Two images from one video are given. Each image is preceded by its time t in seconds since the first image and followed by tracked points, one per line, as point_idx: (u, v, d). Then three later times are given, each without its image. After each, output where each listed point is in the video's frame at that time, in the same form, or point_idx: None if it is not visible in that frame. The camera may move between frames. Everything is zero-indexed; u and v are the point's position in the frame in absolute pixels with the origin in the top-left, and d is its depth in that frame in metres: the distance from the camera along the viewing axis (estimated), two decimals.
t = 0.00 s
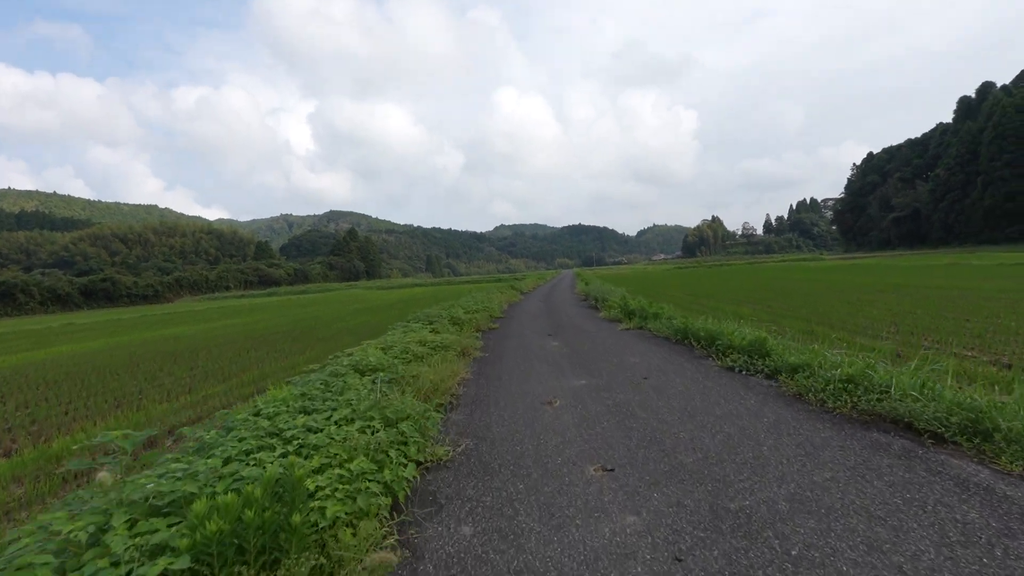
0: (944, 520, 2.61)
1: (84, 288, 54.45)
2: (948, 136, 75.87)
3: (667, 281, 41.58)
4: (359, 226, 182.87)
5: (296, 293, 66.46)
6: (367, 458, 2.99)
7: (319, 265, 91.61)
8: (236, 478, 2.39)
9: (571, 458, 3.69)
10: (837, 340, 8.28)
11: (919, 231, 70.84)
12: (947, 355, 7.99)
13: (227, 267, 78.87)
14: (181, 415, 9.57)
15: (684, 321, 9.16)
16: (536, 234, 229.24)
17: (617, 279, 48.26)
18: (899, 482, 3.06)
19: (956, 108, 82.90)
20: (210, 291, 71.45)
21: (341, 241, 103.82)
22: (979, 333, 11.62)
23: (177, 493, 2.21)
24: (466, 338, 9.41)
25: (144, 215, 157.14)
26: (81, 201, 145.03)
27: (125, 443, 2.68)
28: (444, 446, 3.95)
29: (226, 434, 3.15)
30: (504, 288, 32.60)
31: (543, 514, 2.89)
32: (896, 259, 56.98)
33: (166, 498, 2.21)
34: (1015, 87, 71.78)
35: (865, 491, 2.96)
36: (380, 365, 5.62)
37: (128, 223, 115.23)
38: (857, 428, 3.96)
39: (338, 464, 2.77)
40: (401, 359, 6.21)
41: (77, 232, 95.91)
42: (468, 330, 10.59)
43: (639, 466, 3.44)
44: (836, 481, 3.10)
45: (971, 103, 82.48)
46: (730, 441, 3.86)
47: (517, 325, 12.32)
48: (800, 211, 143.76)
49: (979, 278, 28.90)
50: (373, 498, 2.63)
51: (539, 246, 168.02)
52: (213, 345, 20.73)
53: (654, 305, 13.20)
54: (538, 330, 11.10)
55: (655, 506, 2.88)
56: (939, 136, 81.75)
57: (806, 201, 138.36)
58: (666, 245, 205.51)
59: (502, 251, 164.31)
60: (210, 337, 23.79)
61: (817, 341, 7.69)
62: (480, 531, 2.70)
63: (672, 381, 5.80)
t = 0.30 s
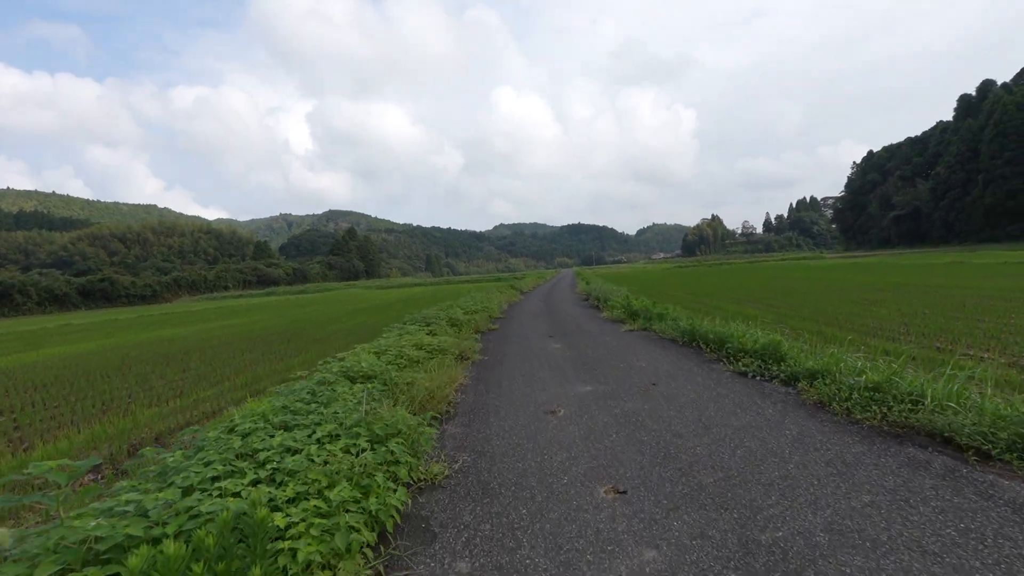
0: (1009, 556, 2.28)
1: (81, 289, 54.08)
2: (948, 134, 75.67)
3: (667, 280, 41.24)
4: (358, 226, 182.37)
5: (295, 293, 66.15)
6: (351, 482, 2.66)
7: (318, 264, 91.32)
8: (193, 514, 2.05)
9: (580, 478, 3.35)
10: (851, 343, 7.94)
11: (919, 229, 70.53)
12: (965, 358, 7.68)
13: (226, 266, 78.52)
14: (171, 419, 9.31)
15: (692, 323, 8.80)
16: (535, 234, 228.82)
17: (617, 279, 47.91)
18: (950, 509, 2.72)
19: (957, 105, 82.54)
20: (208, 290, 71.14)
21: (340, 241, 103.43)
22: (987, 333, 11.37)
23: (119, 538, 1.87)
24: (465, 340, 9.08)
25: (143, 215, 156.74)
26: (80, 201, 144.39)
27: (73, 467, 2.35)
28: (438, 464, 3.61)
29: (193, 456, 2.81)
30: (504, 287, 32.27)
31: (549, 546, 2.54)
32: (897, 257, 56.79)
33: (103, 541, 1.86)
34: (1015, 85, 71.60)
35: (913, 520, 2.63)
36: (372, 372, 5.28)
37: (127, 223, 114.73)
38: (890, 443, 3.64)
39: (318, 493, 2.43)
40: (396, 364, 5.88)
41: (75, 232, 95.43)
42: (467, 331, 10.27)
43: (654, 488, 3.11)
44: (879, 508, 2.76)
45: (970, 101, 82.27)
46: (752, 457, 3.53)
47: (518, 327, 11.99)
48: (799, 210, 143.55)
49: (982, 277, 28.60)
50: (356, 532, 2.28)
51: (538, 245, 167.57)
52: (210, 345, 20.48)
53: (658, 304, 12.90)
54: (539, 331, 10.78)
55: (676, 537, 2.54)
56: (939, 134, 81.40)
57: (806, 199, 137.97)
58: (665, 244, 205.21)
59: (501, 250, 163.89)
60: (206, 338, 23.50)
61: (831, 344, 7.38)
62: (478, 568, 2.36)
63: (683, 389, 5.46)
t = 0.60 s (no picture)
0: None
1: (75, 279, 53.47)
2: (948, 140, 75.53)
3: (666, 281, 40.99)
4: (356, 221, 181.60)
5: (290, 287, 65.60)
6: (325, 511, 2.28)
7: (315, 258, 90.70)
8: (125, 562, 1.68)
9: (588, 502, 2.96)
10: (864, 351, 7.61)
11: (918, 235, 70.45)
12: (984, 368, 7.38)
13: (222, 259, 77.84)
14: (152, 416, 8.94)
15: (699, 327, 8.46)
16: (533, 232, 228.38)
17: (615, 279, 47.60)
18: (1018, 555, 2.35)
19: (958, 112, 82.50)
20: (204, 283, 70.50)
21: (338, 235, 102.91)
22: (996, 342, 11.08)
23: None
24: (461, 339, 8.71)
25: (139, 206, 155.54)
26: (76, 190, 143.16)
27: None
28: (430, 483, 3.23)
29: (141, 476, 2.40)
30: (501, 286, 31.98)
31: None
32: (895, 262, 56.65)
33: None
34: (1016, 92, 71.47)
35: (976, 565, 2.27)
36: (360, 375, 4.90)
37: (123, 214, 113.79)
38: (932, 467, 3.27)
39: (283, 523, 2.08)
40: (387, 366, 5.51)
41: (71, 221, 94.52)
42: (464, 331, 9.90)
43: (673, 517, 2.75)
44: (932, 549, 2.39)
45: (971, 107, 82.13)
46: (780, 480, 3.16)
47: (517, 326, 11.63)
48: (797, 214, 143.39)
49: (983, 283, 28.40)
50: None
51: (536, 244, 167.19)
52: (202, 338, 20.11)
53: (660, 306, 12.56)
54: (538, 332, 10.39)
55: None
56: (939, 140, 81.38)
57: (805, 203, 137.89)
58: (664, 245, 205.27)
59: (499, 248, 163.43)
60: (198, 331, 23.07)
61: (847, 352, 7.02)
62: None
63: (694, 398, 5.09)
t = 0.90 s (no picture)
0: None
1: (54, 294, 52.10)
2: (925, 133, 76.62)
3: (655, 279, 40.96)
4: (342, 227, 179.95)
5: (276, 296, 64.62)
6: (289, 571, 1.92)
7: (300, 266, 89.53)
8: None
9: (594, 536, 2.63)
10: (867, 348, 7.39)
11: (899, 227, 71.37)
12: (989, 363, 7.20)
13: (205, 270, 76.47)
14: (123, 439, 8.47)
15: (696, 327, 8.18)
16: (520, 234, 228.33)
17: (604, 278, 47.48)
18: None
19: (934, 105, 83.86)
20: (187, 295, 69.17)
21: (323, 242, 101.76)
22: (990, 333, 10.92)
23: None
24: (450, 348, 8.32)
25: (119, 217, 152.67)
26: (54, 203, 140.12)
27: None
28: (416, 517, 2.89)
29: (69, 536, 2.02)
30: (490, 289, 31.61)
31: None
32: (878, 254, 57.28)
33: None
34: (989, 85, 72.73)
35: None
36: (341, 393, 4.53)
37: (102, 226, 111.48)
38: (968, 480, 2.97)
39: None
40: (371, 382, 5.14)
41: (48, 235, 92.36)
42: (453, 338, 9.54)
43: (694, 551, 2.42)
44: None
45: (947, 101, 83.44)
46: (805, 500, 2.85)
47: (508, 331, 11.28)
48: (781, 209, 144.81)
49: (967, 273, 28.63)
50: None
51: (524, 245, 167.07)
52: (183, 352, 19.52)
53: (653, 306, 12.29)
54: (530, 337, 10.01)
55: None
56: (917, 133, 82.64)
57: (787, 199, 139.33)
58: (650, 243, 206.42)
59: (487, 251, 162.96)
60: (181, 344, 22.48)
61: (850, 350, 6.76)
62: None
63: (698, 406, 4.79)
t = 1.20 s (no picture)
0: None
1: (36, 287, 50.97)
2: (915, 138, 77.26)
3: (647, 280, 40.76)
4: (332, 224, 178.60)
5: (265, 292, 63.81)
6: None
7: (290, 262, 88.57)
8: None
9: None
10: (872, 353, 7.10)
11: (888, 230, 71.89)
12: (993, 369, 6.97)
13: (192, 264, 75.38)
14: (90, 441, 7.99)
15: (694, 329, 7.86)
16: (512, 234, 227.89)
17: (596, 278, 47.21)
18: None
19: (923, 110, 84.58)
20: (174, 289, 68.11)
21: (313, 238, 100.73)
22: (985, 336, 10.75)
23: None
24: (437, 348, 7.91)
25: (106, 210, 150.13)
26: (39, 196, 137.57)
27: None
28: (390, 548, 2.51)
29: None
30: (480, 287, 31.27)
31: None
32: (867, 257, 57.67)
33: None
34: (977, 91, 73.44)
35: None
36: (315, 399, 4.12)
37: (88, 219, 109.55)
38: (1013, 505, 2.64)
39: None
40: (349, 386, 4.73)
41: (32, 227, 90.52)
42: (441, 338, 9.14)
43: None
44: None
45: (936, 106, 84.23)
46: (837, 532, 2.49)
47: (498, 330, 10.88)
48: (771, 211, 145.75)
49: (955, 277, 28.65)
50: None
51: (516, 244, 166.73)
52: (164, 349, 18.94)
53: (648, 306, 11.98)
54: (522, 337, 9.61)
55: None
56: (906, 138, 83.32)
57: (777, 201, 140.25)
58: (642, 243, 207.02)
59: (478, 249, 162.45)
60: (164, 340, 21.91)
61: (856, 355, 6.45)
62: None
63: (703, 414, 4.43)
